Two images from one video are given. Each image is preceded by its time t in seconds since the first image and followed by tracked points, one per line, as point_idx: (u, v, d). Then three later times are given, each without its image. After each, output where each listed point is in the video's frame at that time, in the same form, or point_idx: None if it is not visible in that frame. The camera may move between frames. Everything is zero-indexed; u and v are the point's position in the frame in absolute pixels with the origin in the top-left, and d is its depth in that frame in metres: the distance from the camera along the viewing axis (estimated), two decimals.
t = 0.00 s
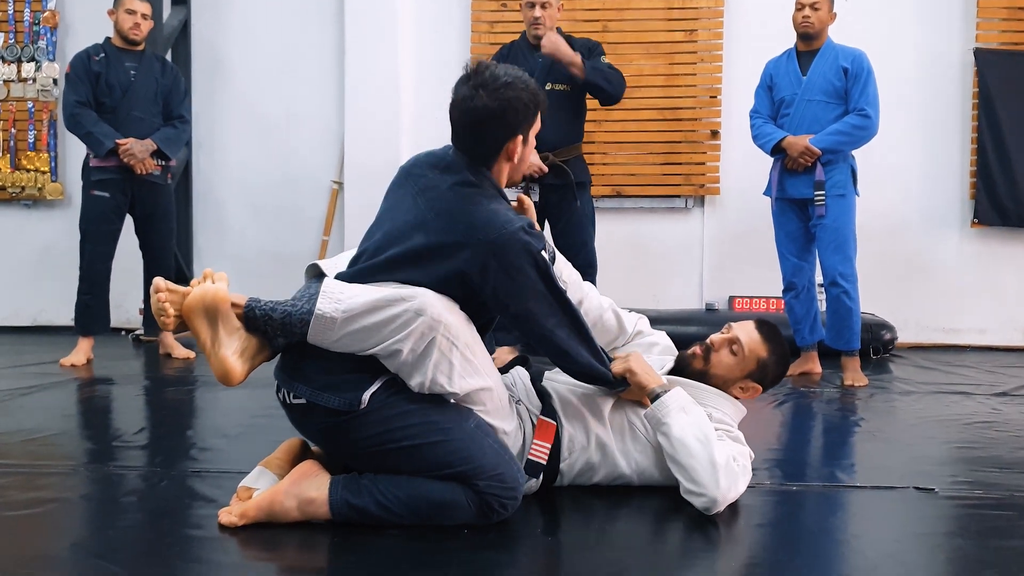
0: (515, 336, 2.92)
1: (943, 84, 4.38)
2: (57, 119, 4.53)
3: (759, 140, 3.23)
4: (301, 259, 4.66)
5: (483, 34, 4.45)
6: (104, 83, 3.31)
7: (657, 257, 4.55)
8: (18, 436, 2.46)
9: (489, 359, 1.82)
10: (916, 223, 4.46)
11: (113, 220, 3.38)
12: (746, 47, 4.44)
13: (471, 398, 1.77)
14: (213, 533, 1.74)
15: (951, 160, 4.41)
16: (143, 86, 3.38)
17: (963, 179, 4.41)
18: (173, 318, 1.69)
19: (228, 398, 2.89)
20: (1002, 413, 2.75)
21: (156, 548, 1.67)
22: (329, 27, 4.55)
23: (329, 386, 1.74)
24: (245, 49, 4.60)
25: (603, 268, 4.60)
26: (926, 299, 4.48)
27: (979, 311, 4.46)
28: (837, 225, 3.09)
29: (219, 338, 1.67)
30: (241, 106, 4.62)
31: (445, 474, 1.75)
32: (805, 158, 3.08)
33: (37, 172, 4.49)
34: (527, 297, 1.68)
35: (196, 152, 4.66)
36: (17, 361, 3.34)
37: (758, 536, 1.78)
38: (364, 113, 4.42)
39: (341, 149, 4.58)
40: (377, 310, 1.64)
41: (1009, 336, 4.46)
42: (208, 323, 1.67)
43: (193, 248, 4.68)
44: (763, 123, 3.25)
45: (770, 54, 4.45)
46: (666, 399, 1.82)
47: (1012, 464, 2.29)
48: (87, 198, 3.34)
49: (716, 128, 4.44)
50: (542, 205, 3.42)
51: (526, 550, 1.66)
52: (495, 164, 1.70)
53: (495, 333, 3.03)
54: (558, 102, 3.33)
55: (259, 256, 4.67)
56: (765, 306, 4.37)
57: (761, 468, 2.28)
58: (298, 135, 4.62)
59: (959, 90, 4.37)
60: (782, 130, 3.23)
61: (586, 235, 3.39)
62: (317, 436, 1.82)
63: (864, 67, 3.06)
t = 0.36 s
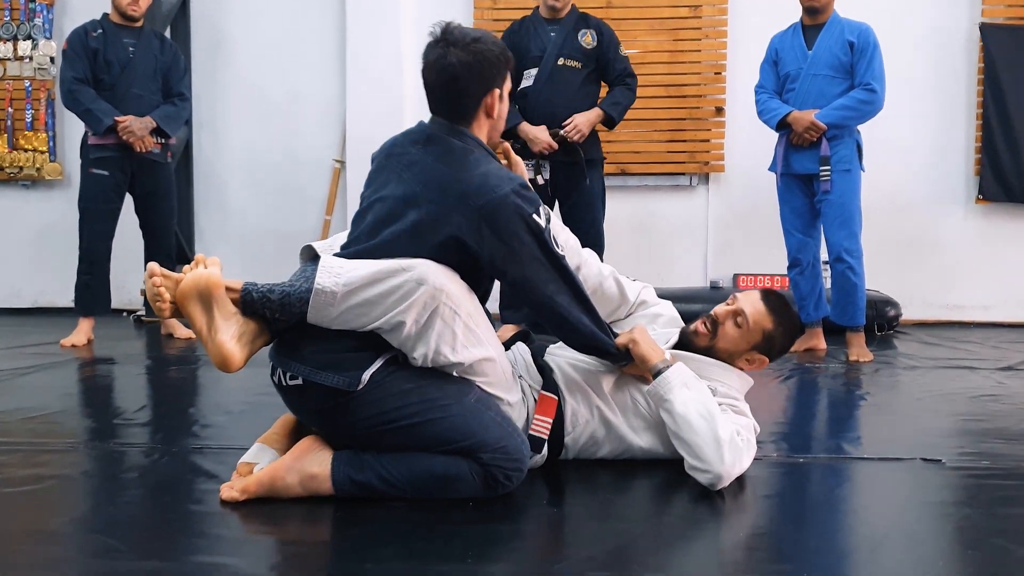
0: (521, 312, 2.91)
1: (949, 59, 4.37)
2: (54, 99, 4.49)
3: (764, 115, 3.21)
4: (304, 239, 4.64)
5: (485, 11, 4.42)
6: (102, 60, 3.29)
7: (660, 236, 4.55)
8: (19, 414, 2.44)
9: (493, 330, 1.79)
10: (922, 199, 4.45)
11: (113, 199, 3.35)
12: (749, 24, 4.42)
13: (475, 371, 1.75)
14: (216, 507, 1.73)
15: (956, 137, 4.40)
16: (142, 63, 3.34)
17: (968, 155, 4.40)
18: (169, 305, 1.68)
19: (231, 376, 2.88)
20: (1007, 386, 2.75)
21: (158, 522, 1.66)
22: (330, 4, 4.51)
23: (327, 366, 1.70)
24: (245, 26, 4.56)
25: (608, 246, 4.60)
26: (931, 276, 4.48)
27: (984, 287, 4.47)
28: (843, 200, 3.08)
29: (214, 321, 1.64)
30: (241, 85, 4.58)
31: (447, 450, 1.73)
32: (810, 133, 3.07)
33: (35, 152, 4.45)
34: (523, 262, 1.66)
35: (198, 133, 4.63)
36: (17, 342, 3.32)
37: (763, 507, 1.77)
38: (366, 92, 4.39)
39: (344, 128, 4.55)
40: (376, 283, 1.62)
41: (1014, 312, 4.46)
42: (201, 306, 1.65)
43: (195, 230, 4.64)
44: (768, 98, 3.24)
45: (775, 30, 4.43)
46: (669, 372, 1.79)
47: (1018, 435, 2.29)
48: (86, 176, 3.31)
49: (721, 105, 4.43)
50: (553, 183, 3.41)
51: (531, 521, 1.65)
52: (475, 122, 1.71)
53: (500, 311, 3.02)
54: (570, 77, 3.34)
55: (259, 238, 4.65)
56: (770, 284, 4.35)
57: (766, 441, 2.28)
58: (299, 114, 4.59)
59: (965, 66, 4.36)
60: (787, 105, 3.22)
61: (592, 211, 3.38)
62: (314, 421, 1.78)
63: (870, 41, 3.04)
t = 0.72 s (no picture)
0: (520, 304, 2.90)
1: (948, 42, 4.35)
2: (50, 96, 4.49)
3: (762, 102, 3.19)
4: (303, 234, 4.63)
5: (480, 2, 4.42)
6: (97, 56, 3.29)
7: (660, 227, 4.53)
8: (17, 410, 2.43)
9: (490, 316, 1.78)
10: (922, 183, 4.43)
11: (110, 195, 3.35)
12: (747, 12, 4.41)
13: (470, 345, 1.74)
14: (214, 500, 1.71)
15: (956, 121, 4.38)
16: (137, 58, 3.35)
17: (969, 140, 4.38)
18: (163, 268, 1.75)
19: (230, 370, 2.87)
20: (1012, 371, 2.73)
21: (156, 515, 1.64)
22: None
23: (328, 329, 1.70)
24: (241, 21, 4.56)
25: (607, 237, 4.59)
26: (932, 262, 4.46)
27: (986, 272, 4.45)
28: (842, 186, 3.06)
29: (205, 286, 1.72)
30: (237, 79, 4.58)
31: (445, 427, 1.68)
32: (809, 119, 3.06)
33: (31, 151, 4.46)
34: (503, 218, 1.68)
35: (193, 127, 4.63)
36: (16, 340, 3.32)
37: (767, 493, 1.75)
38: (364, 86, 4.39)
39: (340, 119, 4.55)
40: (364, 243, 1.67)
41: (1016, 297, 4.44)
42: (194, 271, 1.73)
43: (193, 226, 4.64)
44: (766, 85, 3.22)
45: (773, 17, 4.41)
46: (640, 338, 1.74)
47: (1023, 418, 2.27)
48: (83, 172, 3.30)
49: (719, 93, 4.41)
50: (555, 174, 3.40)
51: (532, 509, 1.64)
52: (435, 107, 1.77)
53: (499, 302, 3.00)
54: (571, 65, 3.34)
55: (260, 235, 4.65)
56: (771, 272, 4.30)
57: (769, 428, 2.26)
58: (296, 109, 4.58)
59: (965, 49, 4.34)
60: (785, 91, 3.20)
61: (590, 200, 3.36)
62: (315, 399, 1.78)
63: (868, 25, 3.03)
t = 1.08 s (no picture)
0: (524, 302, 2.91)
1: (951, 38, 4.34)
2: (56, 97, 4.52)
3: (764, 99, 3.19)
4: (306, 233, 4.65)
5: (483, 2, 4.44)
6: (103, 56, 3.31)
7: (663, 225, 4.54)
8: (23, 408, 2.44)
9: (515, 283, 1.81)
10: (926, 180, 4.42)
11: (115, 194, 3.37)
12: (749, 10, 4.41)
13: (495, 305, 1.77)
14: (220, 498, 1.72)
15: (959, 117, 4.37)
16: (142, 58, 3.37)
17: (972, 136, 4.37)
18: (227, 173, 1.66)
19: (235, 369, 2.88)
20: (1016, 367, 2.73)
21: (162, 511, 1.65)
22: None
23: (366, 258, 1.67)
24: (245, 21, 4.58)
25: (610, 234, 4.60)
26: (936, 258, 4.45)
27: (989, 268, 4.43)
28: (845, 183, 3.06)
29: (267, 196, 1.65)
30: (241, 78, 4.60)
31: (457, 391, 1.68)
32: (811, 116, 3.06)
33: (37, 151, 4.48)
34: (540, 194, 1.83)
35: (195, 125, 4.65)
36: (22, 339, 3.34)
37: (771, 489, 1.75)
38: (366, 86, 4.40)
39: (342, 118, 4.55)
40: (413, 180, 1.71)
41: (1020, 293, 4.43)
42: (258, 177, 1.65)
43: (195, 225, 4.67)
44: (768, 82, 3.22)
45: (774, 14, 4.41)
46: (647, 306, 1.80)
47: None
48: (88, 172, 3.32)
49: (721, 91, 4.41)
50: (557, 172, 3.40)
51: (536, 506, 1.64)
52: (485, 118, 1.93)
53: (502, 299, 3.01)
54: (574, 65, 3.34)
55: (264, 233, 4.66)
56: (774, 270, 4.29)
57: (772, 424, 2.26)
58: (299, 108, 4.59)
59: (967, 45, 4.33)
60: (787, 88, 3.20)
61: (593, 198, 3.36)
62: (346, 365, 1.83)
63: (870, 22, 3.03)
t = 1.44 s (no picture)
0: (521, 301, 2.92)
1: (942, 44, 4.40)
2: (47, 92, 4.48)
3: (759, 102, 3.22)
4: (300, 230, 4.63)
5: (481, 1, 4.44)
6: (97, 52, 3.28)
7: (659, 225, 4.57)
8: (19, 406, 2.43)
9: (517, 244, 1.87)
10: (917, 184, 4.48)
11: (110, 191, 3.35)
12: (744, 13, 4.45)
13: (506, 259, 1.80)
14: (217, 498, 1.73)
15: (949, 122, 4.44)
16: (137, 54, 3.35)
17: (961, 140, 4.43)
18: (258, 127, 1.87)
19: (231, 367, 2.88)
20: (1003, 368, 2.77)
21: (159, 510, 1.66)
22: None
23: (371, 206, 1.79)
24: (242, 17, 4.55)
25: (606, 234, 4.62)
26: (925, 260, 4.51)
27: (978, 270, 4.50)
28: (838, 186, 3.09)
29: (291, 147, 1.82)
30: (236, 75, 4.58)
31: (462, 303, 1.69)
32: (805, 119, 3.09)
33: (28, 146, 4.43)
34: (556, 184, 1.87)
35: (193, 123, 4.62)
36: (14, 336, 3.31)
37: (762, 487, 1.78)
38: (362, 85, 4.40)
39: (339, 117, 4.54)
40: (423, 145, 1.81)
41: (1009, 295, 4.49)
42: (284, 130, 1.82)
43: (190, 220, 4.64)
44: (763, 85, 3.26)
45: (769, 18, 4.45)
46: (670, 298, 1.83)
47: (1015, 415, 2.31)
48: (83, 168, 3.30)
49: (716, 93, 4.45)
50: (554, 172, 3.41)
51: (532, 505, 1.66)
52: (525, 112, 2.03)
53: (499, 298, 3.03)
54: (574, 67, 3.35)
55: (255, 231, 4.65)
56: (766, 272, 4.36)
57: (765, 423, 2.29)
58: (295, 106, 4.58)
59: (958, 51, 4.39)
60: (782, 91, 3.24)
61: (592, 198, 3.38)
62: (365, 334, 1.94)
63: (863, 27, 3.07)
